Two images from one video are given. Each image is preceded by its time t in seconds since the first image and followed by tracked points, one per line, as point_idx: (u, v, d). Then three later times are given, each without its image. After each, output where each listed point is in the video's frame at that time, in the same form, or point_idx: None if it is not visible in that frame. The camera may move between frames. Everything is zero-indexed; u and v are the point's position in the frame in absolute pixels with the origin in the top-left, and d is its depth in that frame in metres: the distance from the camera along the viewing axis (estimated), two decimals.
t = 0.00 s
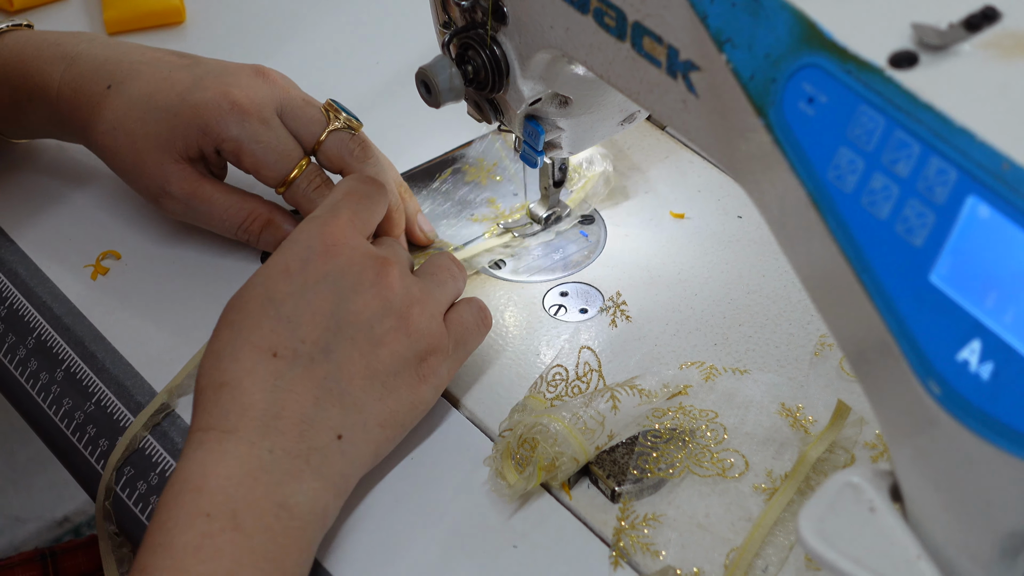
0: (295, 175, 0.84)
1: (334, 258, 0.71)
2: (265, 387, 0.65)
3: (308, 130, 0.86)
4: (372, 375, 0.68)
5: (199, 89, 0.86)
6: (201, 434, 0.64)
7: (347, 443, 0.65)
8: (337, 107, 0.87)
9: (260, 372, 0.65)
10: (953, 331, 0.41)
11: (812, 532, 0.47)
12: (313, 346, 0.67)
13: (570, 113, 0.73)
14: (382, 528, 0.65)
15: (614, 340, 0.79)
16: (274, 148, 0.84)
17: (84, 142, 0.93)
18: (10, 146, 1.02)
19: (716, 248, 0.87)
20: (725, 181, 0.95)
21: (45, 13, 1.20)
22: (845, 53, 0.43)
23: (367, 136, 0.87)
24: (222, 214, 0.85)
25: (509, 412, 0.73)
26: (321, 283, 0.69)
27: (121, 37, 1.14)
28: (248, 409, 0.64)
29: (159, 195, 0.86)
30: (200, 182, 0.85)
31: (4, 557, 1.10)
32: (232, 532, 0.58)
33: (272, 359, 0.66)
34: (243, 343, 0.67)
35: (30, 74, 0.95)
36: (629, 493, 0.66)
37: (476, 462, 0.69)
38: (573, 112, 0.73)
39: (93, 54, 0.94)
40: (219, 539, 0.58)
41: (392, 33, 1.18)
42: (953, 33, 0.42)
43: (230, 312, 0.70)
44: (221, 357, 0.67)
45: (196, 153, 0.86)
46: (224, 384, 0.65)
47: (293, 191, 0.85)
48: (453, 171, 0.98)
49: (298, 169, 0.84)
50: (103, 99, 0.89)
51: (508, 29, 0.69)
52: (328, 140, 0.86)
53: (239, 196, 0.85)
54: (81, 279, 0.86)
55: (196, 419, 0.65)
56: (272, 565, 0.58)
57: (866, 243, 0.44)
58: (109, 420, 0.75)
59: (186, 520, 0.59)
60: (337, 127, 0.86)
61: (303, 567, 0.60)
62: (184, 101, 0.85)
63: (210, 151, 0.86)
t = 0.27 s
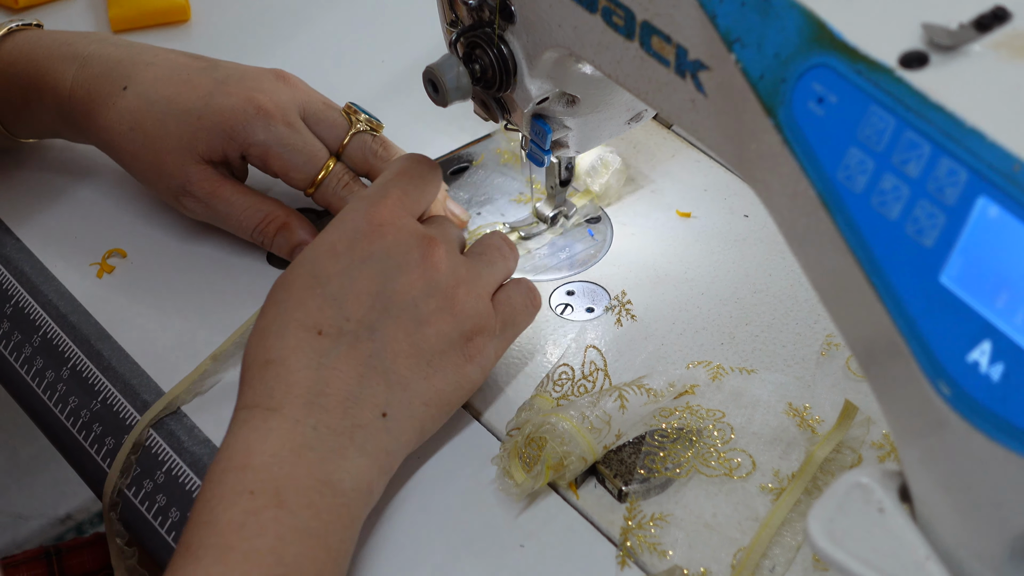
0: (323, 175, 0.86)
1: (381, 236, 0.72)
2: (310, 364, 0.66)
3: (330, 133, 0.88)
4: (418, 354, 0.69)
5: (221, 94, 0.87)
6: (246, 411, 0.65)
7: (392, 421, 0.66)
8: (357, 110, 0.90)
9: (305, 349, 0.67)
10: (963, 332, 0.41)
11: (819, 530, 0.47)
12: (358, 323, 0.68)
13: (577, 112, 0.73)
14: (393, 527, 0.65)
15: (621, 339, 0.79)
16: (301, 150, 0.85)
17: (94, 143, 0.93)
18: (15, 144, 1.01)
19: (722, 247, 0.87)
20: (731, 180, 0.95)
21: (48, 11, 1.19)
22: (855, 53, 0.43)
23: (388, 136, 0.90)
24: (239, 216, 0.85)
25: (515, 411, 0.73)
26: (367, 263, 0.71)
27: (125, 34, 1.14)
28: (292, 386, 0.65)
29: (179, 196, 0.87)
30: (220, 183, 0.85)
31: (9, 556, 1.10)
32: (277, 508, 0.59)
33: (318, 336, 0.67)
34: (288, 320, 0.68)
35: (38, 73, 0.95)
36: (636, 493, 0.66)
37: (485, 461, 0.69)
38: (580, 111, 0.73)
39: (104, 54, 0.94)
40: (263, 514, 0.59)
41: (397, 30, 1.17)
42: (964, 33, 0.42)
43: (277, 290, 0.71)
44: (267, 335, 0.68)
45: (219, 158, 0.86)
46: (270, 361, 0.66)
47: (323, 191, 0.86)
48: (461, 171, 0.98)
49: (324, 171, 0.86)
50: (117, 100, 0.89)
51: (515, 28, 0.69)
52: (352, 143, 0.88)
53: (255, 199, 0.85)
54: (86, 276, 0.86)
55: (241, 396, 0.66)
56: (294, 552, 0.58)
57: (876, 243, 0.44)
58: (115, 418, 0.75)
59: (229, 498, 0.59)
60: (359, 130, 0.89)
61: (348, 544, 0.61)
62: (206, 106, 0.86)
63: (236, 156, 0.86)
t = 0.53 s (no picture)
0: (335, 171, 0.84)
1: (412, 230, 0.72)
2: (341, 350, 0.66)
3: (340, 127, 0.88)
4: (447, 344, 0.69)
5: (228, 96, 0.87)
6: (275, 398, 0.65)
7: (420, 411, 0.66)
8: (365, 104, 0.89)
9: (335, 337, 0.67)
10: (967, 330, 0.41)
11: (823, 528, 0.47)
12: (388, 314, 0.68)
13: (581, 108, 0.73)
14: (397, 524, 0.65)
15: (625, 336, 0.79)
16: (310, 147, 0.84)
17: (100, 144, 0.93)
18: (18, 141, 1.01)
19: (724, 245, 0.87)
20: (734, 177, 0.94)
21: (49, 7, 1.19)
22: (860, 50, 0.43)
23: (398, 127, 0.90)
24: (246, 212, 0.84)
25: (518, 408, 0.73)
26: (398, 257, 0.71)
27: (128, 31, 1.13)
28: (321, 374, 0.65)
29: (188, 195, 0.87)
30: (228, 181, 0.85)
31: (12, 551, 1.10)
32: (305, 496, 0.59)
33: (347, 327, 0.68)
34: (318, 309, 0.68)
35: (41, 72, 0.95)
36: (638, 491, 0.66)
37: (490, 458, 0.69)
38: (583, 108, 0.73)
39: (108, 54, 0.94)
40: (291, 503, 0.59)
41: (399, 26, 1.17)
42: (968, 31, 0.42)
43: (305, 281, 0.72)
44: (296, 323, 0.68)
45: (228, 160, 0.86)
46: (299, 349, 0.67)
47: (336, 187, 0.85)
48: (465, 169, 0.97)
49: (335, 166, 0.85)
50: (123, 101, 0.89)
51: (519, 24, 0.69)
52: (361, 136, 0.88)
53: (260, 197, 0.84)
54: (88, 272, 0.86)
55: (270, 382, 0.66)
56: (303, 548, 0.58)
57: (880, 241, 0.44)
58: (117, 414, 0.75)
59: (256, 485, 0.60)
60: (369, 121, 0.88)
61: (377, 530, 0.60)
62: (213, 109, 0.86)
63: (244, 157, 0.86)
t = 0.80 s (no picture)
0: (347, 155, 0.85)
1: (455, 238, 0.71)
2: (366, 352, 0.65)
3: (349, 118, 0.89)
4: (471, 362, 0.69)
5: (236, 87, 0.87)
6: (299, 391, 0.64)
7: (436, 423, 0.66)
8: (372, 93, 0.90)
9: (365, 337, 0.66)
10: (967, 325, 0.41)
11: (823, 527, 0.47)
12: (420, 323, 0.68)
13: (581, 104, 0.73)
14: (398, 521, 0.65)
15: (625, 333, 0.79)
16: (322, 133, 0.85)
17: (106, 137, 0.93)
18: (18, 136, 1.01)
19: (724, 241, 0.87)
20: (735, 173, 0.94)
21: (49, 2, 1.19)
22: (860, 46, 0.43)
23: (405, 114, 0.90)
24: (258, 202, 0.85)
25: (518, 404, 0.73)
26: (437, 264, 0.70)
27: (128, 26, 1.14)
28: (351, 373, 0.64)
29: (197, 187, 0.87)
30: (239, 173, 0.85)
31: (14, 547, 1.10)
32: (325, 498, 0.59)
33: (379, 328, 0.67)
34: (351, 303, 0.67)
35: (45, 66, 0.95)
36: (637, 487, 0.66)
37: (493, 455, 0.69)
38: (582, 104, 0.73)
39: (112, 48, 0.94)
40: (311, 504, 0.58)
41: (399, 22, 1.17)
42: (969, 26, 0.42)
43: (338, 268, 0.71)
44: (312, 320, 0.68)
45: (238, 151, 0.86)
46: (328, 343, 0.66)
47: (348, 172, 0.85)
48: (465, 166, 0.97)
49: (347, 151, 0.85)
50: (129, 94, 0.89)
51: (519, 20, 0.69)
52: (370, 124, 0.88)
53: (273, 186, 0.85)
54: (89, 268, 0.86)
55: (291, 373, 0.66)
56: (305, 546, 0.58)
57: (880, 236, 0.44)
58: (118, 410, 0.75)
59: (279, 482, 0.59)
60: (376, 110, 0.89)
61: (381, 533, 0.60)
62: (222, 100, 0.86)
63: (255, 148, 0.86)
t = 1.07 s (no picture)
0: (350, 152, 0.85)
1: (444, 242, 0.72)
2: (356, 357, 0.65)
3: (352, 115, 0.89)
4: (461, 364, 0.69)
5: (240, 83, 0.87)
6: (287, 397, 0.63)
7: (426, 426, 0.66)
8: (376, 90, 0.90)
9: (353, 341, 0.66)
10: (970, 322, 0.41)
11: (826, 520, 0.47)
12: (409, 326, 0.68)
13: (584, 101, 0.73)
14: (396, 519, 0.65)
15: (628, 329, 0.79)
16: (325, 130, 0.85)
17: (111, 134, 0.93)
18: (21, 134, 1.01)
19: (727, 238, 0.87)
20: (737, 170, 0.94)
21: None
22: (863, 42, 0.43)
23: (407, 111, 0.90)
24: (262, 198, 0.85)
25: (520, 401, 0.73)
26: (425, 267, 0.70)
27: (130, 24, 1.14)
28: (340, 379, 0.64)
29: (201, 183, 0.87)
30: (243, 168, 0.85)
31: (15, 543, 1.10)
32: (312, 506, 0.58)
33: (368, 332, 0.67)
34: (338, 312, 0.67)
35: (49, 63, 0.95)
36: (641, 483, 0.66)
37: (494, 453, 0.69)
38: (586, 101, 0.73)
39: (116, 45, 0.94)
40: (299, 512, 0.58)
41: (401, 20, 1.17)
42: (972, 23, 0.41)
43: (329, 274, 0.71)
44: (310, 321, 0.67)
45: (241, 147, 0.86)
46: (316, 348, 0.66)
47: (351, 169, 0.85)
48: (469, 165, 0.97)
49: (350, 148, 0.85)
50: (133, 91, 0.89)
51: (521, 17, 0.69)
52: (372, 122, 0.88)
53: (276, 181, 0.85)
54: (90, 264, 0.86)
55: (280, 378, 0.65)
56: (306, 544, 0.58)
57: (883, 233, 0.44)
58: (120, 407, 0.75)
59: (270, 487, 0.59)
60: (379, 109, 0.89)
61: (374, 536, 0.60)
62: (225, 97, 0.86)
63: (258, 144, 0.86)
